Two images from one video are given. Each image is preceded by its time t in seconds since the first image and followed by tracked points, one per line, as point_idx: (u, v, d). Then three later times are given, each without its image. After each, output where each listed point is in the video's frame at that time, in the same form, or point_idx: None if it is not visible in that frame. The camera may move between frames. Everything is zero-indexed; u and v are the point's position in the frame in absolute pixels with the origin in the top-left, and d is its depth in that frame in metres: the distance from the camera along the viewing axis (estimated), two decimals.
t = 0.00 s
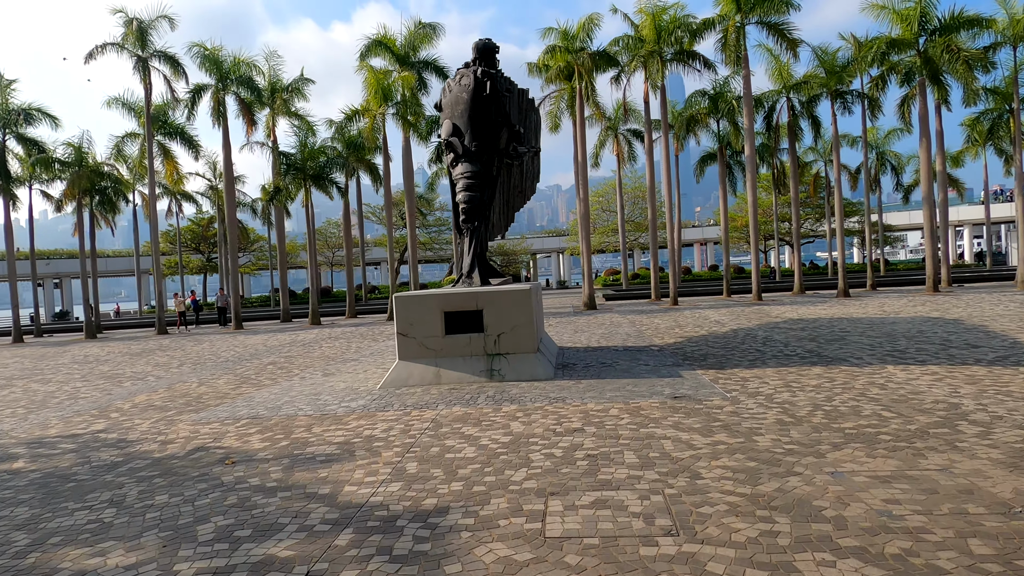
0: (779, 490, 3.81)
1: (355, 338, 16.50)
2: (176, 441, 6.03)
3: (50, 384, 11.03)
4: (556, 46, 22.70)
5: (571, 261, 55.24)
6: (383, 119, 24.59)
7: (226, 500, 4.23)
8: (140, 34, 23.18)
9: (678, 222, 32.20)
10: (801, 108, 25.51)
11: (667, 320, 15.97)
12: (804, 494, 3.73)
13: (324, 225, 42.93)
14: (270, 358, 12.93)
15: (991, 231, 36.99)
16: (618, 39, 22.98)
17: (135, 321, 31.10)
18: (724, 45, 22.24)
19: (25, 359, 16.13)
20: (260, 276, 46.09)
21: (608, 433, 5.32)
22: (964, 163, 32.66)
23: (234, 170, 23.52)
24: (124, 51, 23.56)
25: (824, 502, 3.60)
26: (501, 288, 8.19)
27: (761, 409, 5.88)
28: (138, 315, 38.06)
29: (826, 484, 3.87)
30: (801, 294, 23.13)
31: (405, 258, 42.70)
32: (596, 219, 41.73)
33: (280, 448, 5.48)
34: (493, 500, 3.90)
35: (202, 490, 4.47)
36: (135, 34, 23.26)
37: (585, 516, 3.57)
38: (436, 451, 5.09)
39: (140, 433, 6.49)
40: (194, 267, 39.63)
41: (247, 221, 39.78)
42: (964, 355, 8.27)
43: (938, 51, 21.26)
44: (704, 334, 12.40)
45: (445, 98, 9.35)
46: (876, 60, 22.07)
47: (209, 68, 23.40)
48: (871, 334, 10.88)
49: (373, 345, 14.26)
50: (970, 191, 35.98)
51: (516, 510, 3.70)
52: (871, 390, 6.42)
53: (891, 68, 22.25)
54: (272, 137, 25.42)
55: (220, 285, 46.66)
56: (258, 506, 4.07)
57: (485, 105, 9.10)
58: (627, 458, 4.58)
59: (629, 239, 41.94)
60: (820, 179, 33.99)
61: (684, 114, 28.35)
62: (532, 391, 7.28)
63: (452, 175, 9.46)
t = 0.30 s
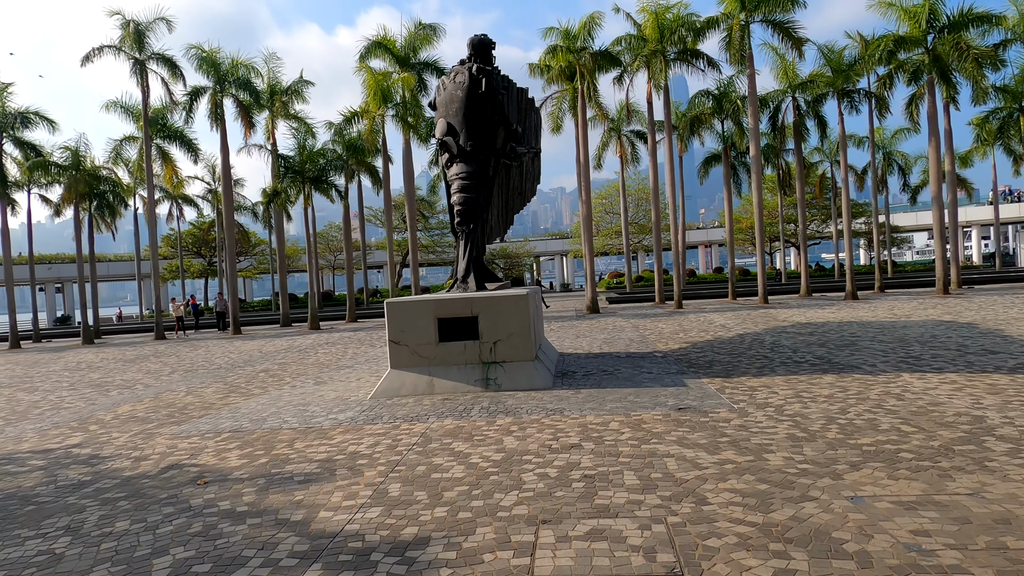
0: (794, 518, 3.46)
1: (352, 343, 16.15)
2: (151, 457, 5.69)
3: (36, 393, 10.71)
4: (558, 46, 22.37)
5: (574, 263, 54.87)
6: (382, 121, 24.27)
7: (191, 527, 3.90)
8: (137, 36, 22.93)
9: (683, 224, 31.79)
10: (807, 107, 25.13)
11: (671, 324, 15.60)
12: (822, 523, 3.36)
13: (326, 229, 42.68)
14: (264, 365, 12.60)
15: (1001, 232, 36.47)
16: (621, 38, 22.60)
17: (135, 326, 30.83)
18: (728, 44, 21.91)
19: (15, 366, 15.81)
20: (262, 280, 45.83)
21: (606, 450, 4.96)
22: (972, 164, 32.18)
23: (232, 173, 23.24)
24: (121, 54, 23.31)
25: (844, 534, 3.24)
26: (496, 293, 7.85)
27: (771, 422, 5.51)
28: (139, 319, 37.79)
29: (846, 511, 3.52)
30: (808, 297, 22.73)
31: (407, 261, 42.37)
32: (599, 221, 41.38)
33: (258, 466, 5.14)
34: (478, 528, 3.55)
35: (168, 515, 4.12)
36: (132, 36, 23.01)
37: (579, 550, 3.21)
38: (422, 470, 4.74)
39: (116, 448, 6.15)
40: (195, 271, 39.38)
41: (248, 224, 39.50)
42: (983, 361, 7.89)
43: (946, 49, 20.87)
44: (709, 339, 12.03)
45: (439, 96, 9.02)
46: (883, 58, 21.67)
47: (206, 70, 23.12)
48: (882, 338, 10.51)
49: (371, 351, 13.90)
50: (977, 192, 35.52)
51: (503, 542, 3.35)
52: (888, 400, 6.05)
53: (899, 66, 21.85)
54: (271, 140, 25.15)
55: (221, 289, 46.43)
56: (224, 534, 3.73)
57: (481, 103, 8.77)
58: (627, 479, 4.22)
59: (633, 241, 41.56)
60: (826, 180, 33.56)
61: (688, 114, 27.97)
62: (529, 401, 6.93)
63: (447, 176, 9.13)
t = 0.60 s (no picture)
0: (796, 546, 3.13)
1: (346, 348, 15.84)
2: (115, 473, 5.39)
3: (16, 402, 10.41)
4: (556, 46, 22.06)
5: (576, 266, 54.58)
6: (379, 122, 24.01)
7: (139, 554, 3.59)
8: (131, 38, 22.70)
9: (684, 226, 31.45)
10: (809, 107, 24.83)
11: (670, 328, 15.28)
12: (826, 554, 3.03)
13: (325, 232, 42.44)
14: (253, 371, 12.30)
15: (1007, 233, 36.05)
16: (620, 38, 22.31)
17: (132, 330, 30.57)
18: (729, 43, 21.64)
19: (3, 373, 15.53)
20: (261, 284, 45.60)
21: (596, 466, 4.64)
22: (977, 164, 31.80)
23: (227, 176, 22.98)
24: (115, 56, 23.09)
25: (852, 566, 2.91)
26: (486, 298, 7.54)
27: (772, 435, 5.19)
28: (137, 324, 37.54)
29: (853, 538, 3.19)
30: (811, 300, 22.38)
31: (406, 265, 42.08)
32: (600, 224, 41.09)
33: (225, 484, 4.83)
34: (449, 557, 3.24)
35: (119, 540, 3.82)
36: (126, 38, 22.79)
37: None
38: (397, 489, 4.42)
39: (81, 462, 5.85)
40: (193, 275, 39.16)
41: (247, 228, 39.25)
42: (994, 367, 7.54)
43: (951, 47, 20.53)
44: (710, 343, 11.68)
45: (428, 94, 8.72)
46: (887, 57, 21.36)
47: (200, 72, 22.88)
48: (888, 342, 10.16)
49: (363, 356, 13.59)
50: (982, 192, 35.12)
51: None
52: (895, 411, 5.72)
53: (902, 65, 21.54)
54: (267, 142, 24.91)
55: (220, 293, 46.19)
56: (173, 563, 3.43)
57: (470, 101, 8.47)
58: (616, 500, 3.91)
59: (634, 244, 41.23)
60: (829, 181, 33.22)
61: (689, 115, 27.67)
62: (519, 410, 6.62)
63: (437, 176, 8.83)
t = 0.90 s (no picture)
0: None
1: (338, 354, 15.52)
2: (74, 492, 5.07)
3: None
4: (553, 45, 21.73)
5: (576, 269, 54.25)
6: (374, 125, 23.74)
7: None
8: (123, 40, 22.46)
9: (685, 228, 31.12)
10: (810, 107, 24.52)
11: (669, 331, 14.94)
12: None
13: (323, 235, 42.21)
14: (240, 378, 11.97)
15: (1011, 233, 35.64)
16: (618, 37, 22.01)
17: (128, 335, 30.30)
18: (728, 42, 21.35)
19: None
20: (260, 288, 45.32)
21: (580, 485, 4.32)
22: (980, 164, 31.43)
23: (221, 179, 22.70)
24: (108, 59, 22.87)
25: None
26: (472, 303, 7.24)
27: (771, 449, 4.86)
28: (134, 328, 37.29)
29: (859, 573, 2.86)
30: (813, 302, 22.05)
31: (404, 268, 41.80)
32: (600, 226, 40.80)
33: (185, 505, 4.51)
34: None
35: (58, 572, 3.51)
36: (119, 40, 22.56)
37: None
38: (365, 511, 4.09)
39: (41, 480, 5.54)
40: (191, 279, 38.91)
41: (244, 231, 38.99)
42: (1005, 374, 7.20)
43: (954, 44, 20.18)
44: (709, 348, 11.35)
45: (414, 92, 8.42)
46: (889, 56, 21.07)
47: (193, 74, 22.63)
48: (893, 347, 9.81)
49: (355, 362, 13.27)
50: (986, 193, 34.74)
51: None
52: (902, 421, 5.38)
53: (905, 64, 21.23)
54: (261, 145, 24.64)
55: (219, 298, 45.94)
56: None
57: (457, 99, 8.17)
58: (599, 525, 3.59)
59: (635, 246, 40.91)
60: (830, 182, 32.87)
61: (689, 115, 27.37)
62: (505, 422, 6.29)
63: (424, 177, 8.53)
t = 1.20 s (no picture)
0: None
1: (332, 357, 15.20)
2: (31, 507, 4.76)
3: None
4: (553, 44, 21.37)
5: (578, 271, 53.95)
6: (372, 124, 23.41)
7: None
8: (119, 39, 22.19)
9: (688, 230, 30.77)
10: (815, 106, 24.18)
11: (670, 334, 14.60)
12: None
13: (323, 237, 41.96)
14: (229, 382, 11.65)
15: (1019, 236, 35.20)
16: (619, 35, 21.68)
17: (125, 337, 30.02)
18: (730, 40, 21.01)
19: None
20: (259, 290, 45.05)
21: (570, 503, 3.99)
22: (987, 164, 31.04)
23: (217, 179, 22.43)
24: (103, 58, 22.62)
25: None
26: (462, 306, 6.92)
27: (776, 463, 4.53)
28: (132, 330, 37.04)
29: None
30: (819, 305, 21.67)
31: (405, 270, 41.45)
32: (601, 227, 40.48)
33: (145, 524, 4.20)
34: None
35: None
36: (114, 39, 22.30)
37: None
38: (335, 533, 3.77)
39: None
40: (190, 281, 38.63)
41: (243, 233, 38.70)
42: (1022, 380, 6.85)
43: (961, 42, 19.82)
44: (711, 351, 11.01)
45: (405, 87, 8.10)
46: (895, 54, 20.73)
47: (189, 73, 22.34)
48: (902, 351, 9.48)
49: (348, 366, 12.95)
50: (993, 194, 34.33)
51: None
52: (916, 433, 5.05)
53: (911, 62, 20.89)
54: (259, 145, 24.36)
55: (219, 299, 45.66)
56: None
57: (449, 93, 7.85)
58: (587, 551, 3.26)
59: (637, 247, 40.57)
60: (834, 183, 32.48)
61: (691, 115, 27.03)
62: (496, 431, 5.98)
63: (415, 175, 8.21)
